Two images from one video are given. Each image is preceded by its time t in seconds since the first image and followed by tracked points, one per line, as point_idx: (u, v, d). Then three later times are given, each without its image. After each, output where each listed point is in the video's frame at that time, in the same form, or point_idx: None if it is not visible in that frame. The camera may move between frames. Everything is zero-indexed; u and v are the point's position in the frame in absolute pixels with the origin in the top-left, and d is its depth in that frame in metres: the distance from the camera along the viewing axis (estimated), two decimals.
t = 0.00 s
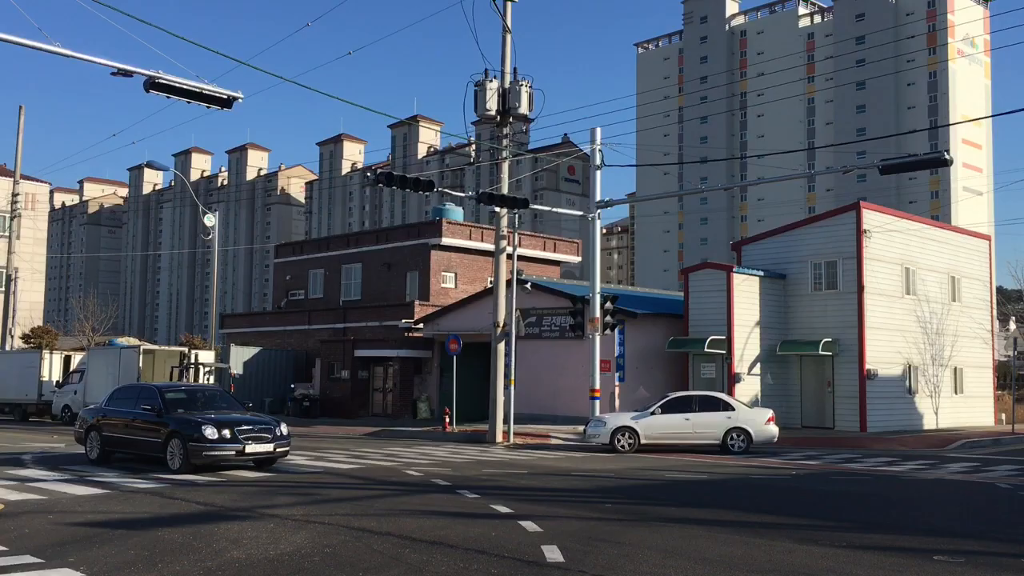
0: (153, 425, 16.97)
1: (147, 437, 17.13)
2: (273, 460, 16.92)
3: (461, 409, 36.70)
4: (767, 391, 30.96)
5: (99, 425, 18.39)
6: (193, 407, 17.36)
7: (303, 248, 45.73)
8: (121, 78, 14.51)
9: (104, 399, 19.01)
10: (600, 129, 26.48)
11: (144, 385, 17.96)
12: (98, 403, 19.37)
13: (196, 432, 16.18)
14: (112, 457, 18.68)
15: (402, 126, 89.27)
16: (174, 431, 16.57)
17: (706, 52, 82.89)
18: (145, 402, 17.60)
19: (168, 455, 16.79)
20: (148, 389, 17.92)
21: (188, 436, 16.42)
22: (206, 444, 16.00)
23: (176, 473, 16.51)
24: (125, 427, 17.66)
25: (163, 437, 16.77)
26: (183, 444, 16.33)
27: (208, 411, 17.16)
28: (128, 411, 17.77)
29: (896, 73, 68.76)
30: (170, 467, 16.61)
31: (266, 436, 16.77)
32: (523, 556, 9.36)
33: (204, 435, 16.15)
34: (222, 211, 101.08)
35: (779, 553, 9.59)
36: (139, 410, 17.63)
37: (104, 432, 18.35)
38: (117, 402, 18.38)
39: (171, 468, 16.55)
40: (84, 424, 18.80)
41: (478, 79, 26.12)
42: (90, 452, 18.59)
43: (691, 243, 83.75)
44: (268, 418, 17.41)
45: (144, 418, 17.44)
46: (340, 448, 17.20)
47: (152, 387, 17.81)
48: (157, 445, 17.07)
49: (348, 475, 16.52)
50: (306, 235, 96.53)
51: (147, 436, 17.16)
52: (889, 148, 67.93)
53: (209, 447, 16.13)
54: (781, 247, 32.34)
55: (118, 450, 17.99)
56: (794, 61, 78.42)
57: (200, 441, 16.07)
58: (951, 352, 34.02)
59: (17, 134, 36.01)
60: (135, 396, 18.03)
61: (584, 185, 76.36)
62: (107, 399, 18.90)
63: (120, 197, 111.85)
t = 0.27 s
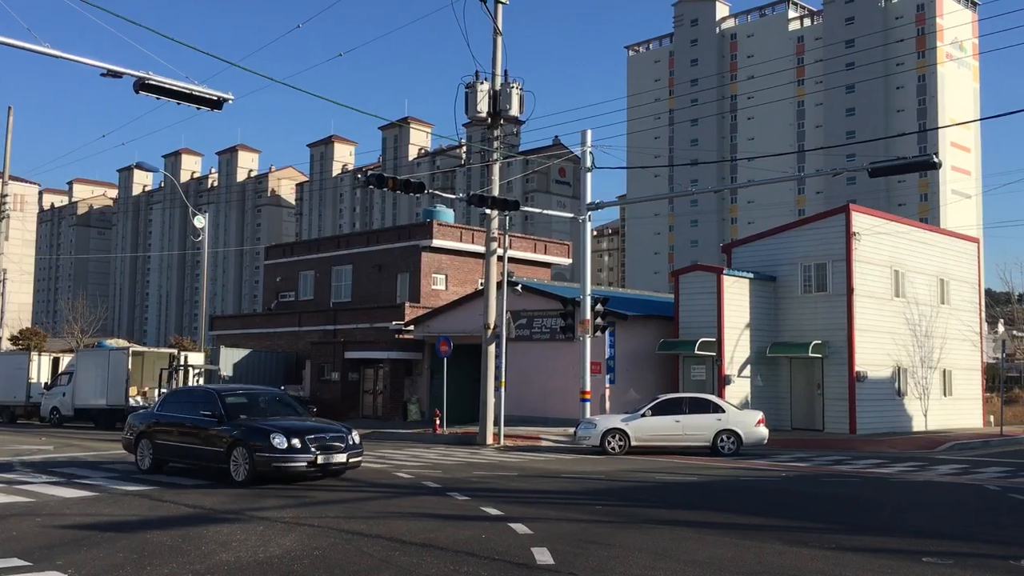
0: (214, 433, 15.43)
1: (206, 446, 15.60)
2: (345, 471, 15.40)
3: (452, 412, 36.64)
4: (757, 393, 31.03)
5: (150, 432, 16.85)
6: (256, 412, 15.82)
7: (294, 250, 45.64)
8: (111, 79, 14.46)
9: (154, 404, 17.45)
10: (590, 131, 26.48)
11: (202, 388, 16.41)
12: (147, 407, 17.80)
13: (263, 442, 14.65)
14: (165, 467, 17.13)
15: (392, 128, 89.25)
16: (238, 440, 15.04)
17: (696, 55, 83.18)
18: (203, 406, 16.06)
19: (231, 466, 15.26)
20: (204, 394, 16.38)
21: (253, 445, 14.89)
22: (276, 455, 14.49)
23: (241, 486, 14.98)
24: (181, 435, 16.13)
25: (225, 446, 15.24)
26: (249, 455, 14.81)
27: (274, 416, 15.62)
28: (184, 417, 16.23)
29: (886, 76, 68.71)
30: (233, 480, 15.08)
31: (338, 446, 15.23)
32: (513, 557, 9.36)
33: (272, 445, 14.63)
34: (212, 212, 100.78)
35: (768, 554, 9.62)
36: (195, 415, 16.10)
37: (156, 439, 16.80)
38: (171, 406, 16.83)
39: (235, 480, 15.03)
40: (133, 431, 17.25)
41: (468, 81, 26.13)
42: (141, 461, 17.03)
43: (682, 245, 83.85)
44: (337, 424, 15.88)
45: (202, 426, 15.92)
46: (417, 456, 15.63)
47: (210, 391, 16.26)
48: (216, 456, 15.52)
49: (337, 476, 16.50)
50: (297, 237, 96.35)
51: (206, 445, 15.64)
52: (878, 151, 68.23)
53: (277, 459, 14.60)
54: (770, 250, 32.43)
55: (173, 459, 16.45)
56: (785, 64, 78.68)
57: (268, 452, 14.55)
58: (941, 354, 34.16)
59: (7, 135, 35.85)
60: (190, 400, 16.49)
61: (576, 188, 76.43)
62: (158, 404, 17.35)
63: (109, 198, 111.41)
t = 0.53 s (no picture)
0: (295, 435, 14.27)
1: (285, 450, 14.45)
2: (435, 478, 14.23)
3: (450, 411, 36.64)
4: (754, 391, 31.03)
5: (218, 436, 15.66)
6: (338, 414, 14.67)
7: (291, 248, 45.58)
8: (107, 78, 14.42)
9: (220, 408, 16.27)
10: (588, 129, 26.44)
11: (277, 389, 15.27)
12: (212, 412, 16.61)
13: (352, 444, 13.50)
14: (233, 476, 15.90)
15: (390, 126, 89.17)
16: (324, 443, 13.89)
17: (694, 53, 83.13)
18: (279, 407, 14.92)
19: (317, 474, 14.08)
20: (278, 395, 15.25)
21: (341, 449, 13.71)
22: (368, 459, 13.35)
23: (328, 494, 13.81)
24: (254, 440, 14.97)
25: (308, 450, 14.07)
26: (338, 461, 13.62)
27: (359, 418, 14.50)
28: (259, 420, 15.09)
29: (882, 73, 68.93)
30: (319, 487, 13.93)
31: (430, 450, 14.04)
32: (510, 556, 9.35)
33: (362, 447, 13.47)
34: (209, 211, 100.62)
35: (766, 552, 9.62)
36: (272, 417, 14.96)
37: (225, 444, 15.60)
38: (241, 409, 15.65)
39: (321, 488, 13.87)
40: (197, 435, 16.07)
41: (466, 80, 26.11)
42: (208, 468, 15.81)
43: (679, 244, 83.82)
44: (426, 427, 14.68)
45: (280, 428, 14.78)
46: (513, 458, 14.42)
47: (286, 391, 15.12)
48: (301, 461, 14.32)
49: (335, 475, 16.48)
50: (294, 235, 96.21)
51: (284, 449, 14.48)
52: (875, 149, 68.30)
53: (369, 464, 13.42)
54: (768, 248, 32.41)
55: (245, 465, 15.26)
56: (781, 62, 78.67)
57: (359, 455, 13.39)
58: (938, 352, 34.19)
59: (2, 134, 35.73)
60: (264, 402, 15.36)
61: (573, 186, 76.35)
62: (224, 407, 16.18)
63: (106, 197, 111.21)
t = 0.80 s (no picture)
0: (392, 440, 12.76)
1: (382, 455, 12.89)
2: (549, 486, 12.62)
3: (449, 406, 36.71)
4: (754, 386, 31.04)
5: (302, 438, 14.16)
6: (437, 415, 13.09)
7: (290, 244, 45.57)
8: (105, 74, 14.40)
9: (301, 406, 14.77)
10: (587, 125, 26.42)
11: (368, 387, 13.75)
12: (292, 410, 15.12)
13: (462, 450, 11.90)
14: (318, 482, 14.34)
15: (389, 122, 89.14)
16: (427, 449, 12.34)
17: (693, 48, 82.99)
18: (372, 408, 13.38)
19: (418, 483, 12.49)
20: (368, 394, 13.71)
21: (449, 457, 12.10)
22: (481, 468, 11.75)
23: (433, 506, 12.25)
24: (345, 443, 13.46)
25: (409, 457, 12.54)
26: (446, 470, 12.03)
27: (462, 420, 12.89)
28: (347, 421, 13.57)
29: (882, 68, 69.15)
30: (421, 498, 12.39)
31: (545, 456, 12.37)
32: (510, 551, 9.36)
33: (472, 454, 11.86)
34: (209, 207, 100.54)
35: (764, 547, 9.64)
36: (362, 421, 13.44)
37: (308, 447, 14.08)
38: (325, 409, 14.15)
39: (426, 501, 12.31)
40: (278, 437, 14.57)
41: (464, 75, 26.09)
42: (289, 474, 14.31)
43: (679, 239, 83.75)
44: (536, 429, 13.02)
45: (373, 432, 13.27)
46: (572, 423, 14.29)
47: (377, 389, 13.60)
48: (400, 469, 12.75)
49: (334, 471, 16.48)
50: (294, 231, 96.16)
51: (379, 455, 12.96)
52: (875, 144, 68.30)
53: (483, 473, 11.78)
54: (767, 243, 32.41)
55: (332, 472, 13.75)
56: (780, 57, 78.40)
57: (470, 463, 11.78)
58: (938, 347, 34.21)
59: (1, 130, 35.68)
60: (352, 401, 13.84)
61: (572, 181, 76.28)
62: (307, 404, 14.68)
63: (105, 193, 111.13)
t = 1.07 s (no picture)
0: (516, 446, 11.25)
1: (502, 463, 11.38)
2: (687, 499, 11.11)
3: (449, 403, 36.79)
4: (754, 383, 31.06)
5: (400, 444, 12.67)
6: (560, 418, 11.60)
7: (290, 242, 45.52)
8: (105, 71, 14.38)
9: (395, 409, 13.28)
10: (587, 121, 26.39)
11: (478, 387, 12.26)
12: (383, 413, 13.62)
13: (604, 458, 10.41)
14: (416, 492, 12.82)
15: (388, 119, 89.00)
16: (558, 455, 10.83)
17: (693, 45, 82.94)
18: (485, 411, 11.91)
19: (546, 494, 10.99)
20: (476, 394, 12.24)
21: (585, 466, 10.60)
22: (628, 477, 10.25)
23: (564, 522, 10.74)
24: (455, 451, 11.93)
25: (535, 465, 11.03)
26: (584, 479, 10.52)
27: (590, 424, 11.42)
28: (455, 426, 12.11)
29: (881, 65, 68.97)
30: (553, 513, 10.88)
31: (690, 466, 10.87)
32: (510, 549, 9.37)
33: (616, 461, 10.36)
34: (208, 204, 100.49)
35: (764, 543, 9.65)
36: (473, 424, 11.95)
37: (408, 453, 12.56)
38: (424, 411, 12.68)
39: (557, 515, 10.81)
40: (372, 443, 13.07)
41: (463, 73, 26.08)
42: (553, 503, 10.86)
43: (679, 236, 83.74)
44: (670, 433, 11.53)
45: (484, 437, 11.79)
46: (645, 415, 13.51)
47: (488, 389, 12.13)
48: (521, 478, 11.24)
49: (334, 468, 16.49)
50: (293, 229, 96.15)
51: (495, 463, 11.45)
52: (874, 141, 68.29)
53: (628, 485, 10.29)
54: (767, 239, 32.39)
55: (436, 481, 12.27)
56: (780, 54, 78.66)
57: (615, 472, 10.28)
58: (937, 343, 34.23)
59: None
60: (458, 402, 12.34)
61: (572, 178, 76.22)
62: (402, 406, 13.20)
63: (104, 191, 110.97)
